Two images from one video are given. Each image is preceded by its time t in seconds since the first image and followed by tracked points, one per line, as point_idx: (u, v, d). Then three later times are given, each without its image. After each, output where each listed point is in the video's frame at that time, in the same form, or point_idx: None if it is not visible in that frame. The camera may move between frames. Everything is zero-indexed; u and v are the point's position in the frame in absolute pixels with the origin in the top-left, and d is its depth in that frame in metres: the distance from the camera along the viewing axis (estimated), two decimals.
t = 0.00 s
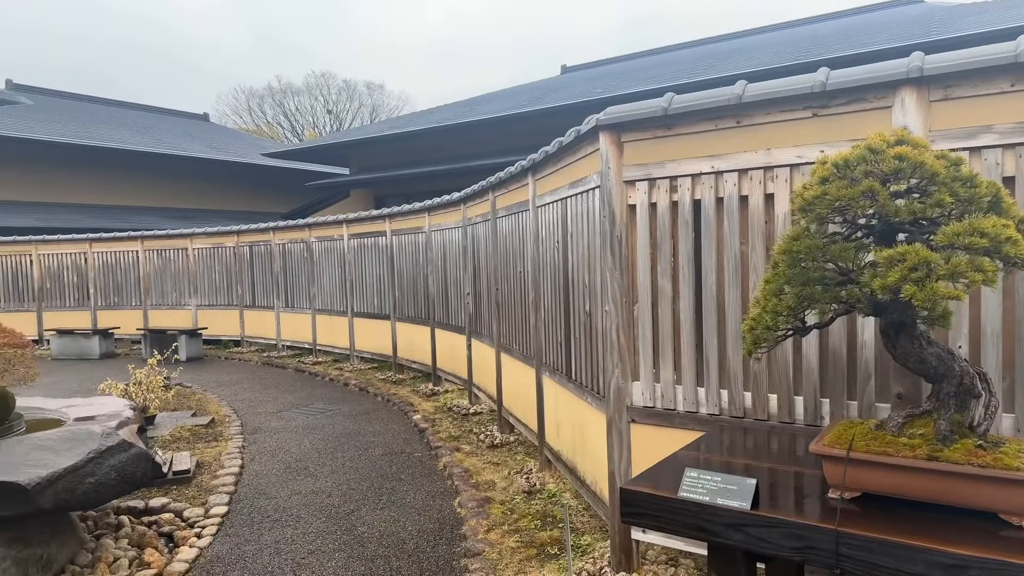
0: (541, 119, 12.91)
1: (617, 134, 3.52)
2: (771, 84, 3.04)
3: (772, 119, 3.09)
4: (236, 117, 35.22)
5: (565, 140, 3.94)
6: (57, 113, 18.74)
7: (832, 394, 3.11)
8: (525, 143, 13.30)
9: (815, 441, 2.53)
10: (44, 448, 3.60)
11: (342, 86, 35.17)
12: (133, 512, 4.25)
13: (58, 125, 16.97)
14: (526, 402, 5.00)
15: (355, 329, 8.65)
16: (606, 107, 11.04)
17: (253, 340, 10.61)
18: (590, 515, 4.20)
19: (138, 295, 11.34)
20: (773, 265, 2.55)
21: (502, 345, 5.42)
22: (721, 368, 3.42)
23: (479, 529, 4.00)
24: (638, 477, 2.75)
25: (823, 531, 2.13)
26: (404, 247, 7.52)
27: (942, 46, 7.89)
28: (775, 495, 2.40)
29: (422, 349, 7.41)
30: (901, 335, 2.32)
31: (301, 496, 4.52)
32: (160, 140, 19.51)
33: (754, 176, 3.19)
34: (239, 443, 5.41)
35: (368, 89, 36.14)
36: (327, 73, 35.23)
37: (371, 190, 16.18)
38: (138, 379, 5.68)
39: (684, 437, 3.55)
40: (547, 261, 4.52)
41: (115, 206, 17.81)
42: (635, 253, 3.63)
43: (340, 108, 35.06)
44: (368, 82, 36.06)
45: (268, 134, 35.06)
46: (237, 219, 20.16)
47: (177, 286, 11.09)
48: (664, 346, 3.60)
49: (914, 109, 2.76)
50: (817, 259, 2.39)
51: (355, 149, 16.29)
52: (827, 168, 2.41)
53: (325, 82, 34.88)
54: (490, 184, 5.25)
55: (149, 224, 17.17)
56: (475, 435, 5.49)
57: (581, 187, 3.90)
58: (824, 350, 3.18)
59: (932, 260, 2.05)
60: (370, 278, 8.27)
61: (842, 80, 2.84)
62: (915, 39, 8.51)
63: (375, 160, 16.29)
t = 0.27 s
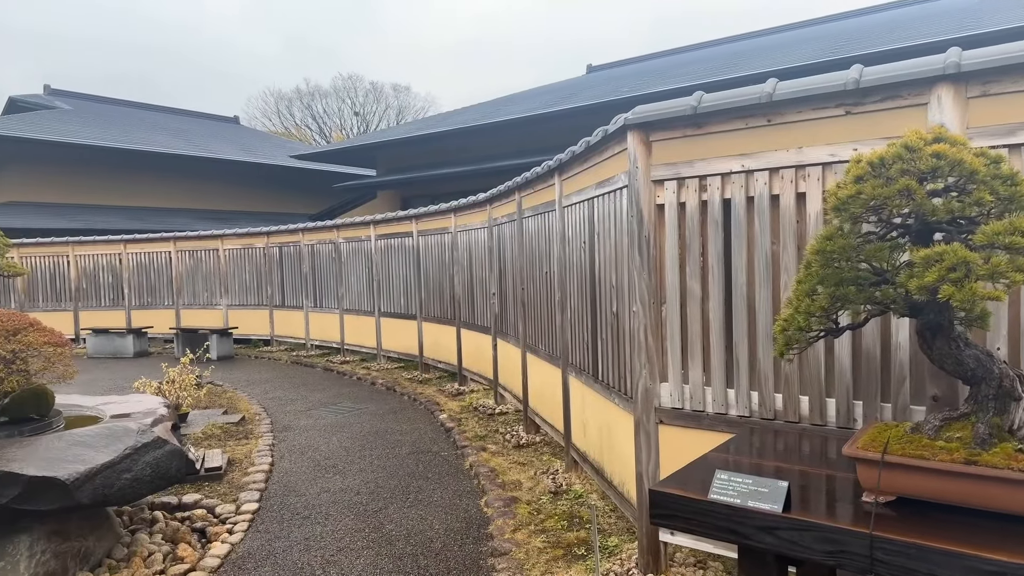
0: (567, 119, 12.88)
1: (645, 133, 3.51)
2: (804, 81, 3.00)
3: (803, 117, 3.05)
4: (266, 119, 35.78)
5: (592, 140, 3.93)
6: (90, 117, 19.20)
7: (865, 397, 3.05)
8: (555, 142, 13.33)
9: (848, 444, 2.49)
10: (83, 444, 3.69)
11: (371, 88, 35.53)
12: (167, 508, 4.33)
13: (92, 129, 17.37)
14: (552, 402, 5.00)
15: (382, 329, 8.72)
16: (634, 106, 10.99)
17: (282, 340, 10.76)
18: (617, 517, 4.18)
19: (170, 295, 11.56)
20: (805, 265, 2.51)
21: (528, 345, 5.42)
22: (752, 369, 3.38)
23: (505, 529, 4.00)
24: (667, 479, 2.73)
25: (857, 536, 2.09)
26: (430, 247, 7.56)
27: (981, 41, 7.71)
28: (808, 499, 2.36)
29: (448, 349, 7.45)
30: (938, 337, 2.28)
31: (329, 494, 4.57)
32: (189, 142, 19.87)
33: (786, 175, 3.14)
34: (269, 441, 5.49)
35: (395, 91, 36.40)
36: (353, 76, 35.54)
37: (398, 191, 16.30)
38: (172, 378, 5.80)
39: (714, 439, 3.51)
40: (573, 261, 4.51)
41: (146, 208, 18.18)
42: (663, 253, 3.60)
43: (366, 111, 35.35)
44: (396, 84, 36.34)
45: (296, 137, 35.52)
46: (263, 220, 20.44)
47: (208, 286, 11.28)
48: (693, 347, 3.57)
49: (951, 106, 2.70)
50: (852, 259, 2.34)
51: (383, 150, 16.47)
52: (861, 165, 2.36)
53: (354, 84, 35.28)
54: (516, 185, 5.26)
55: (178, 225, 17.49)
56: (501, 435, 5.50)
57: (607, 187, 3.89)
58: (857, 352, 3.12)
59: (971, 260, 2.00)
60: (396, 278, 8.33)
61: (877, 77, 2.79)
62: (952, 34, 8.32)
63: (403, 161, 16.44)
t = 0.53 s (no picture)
0: (589, 117, 12.83)
1: (669, 131, 3.48)
2: (831, 78, 2.96)
3: (831, 114, 3.01)
4: (289, 119, 36.16)
5: (615, 138, 3.91)
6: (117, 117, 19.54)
7: (894, 398, 3.00)
8: (579, 141, 13.30)
9: (876, 446, 2.45)
10: (112, 438, 3.75)
11: (393, 88, 35.73)
12: (193, 503, 4.39)
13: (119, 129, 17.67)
14: (573, 401, 4.99)
15: (403, 327, 8.76)
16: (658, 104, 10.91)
17: (306, 337, 10.86)
18: (638, 517, 4.16)
19: (195, 293, 11.73)
20: (833, 264, 2.47)
21: (549, 344, 5.41)
22: (777, 370, 3.34)
23: (526, 528, 4.00)
24: (691, 479, 2.71)
25: (886, 539, 2.06)
26: (451, 246, 7.58)
27: (1017, 35, 7.53)
28: (835, 501, 2.33)
29: (468, 348, 7.46)
30: (971, 338, 2.24)
31: (352, 491, 4.60)
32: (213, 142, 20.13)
33: (812, 173, 3.10)
34: (292, 437, 5.55)
35: (417, 90, 36.54)
36: (375, 76, 35.74)
37: (419, 190, 16.44)
38: (197, 374, 5.88)
39: (738, 440, 3.48)
40: (595, 260, 4.49)
41: (170, 207, 18.45)
42: (687, 252, 3.57)
43: (388, 110, 35.53)
44: (418, 83, 36.50)
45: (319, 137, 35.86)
46: (285, 219, 20.64)
47: (233, 284, 11.42)
48: (717, 346, 3.53)
49: (984, 103, 2.65)
50: (881, 258, 2.30)
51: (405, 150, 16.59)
52: (892, 163, 2.31)
53: (376, 83, 35.50)
54: (538, 183, 5.25)
55: (201, 223, 17.72)
56: (522, 434, 5.50)
57: (630, 186, 3.87)
58: (885, 353, 3.07)
59: (1005, 260, 1.96)
60: (417, 277, 8.37)
61: (907, 73, 2.74)
62: (986, 28, 8.14)
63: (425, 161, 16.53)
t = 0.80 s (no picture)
0: (611, 117, 12.78)
1: (693, 130, 3.46)
2: (859, 76, 2.92)
3: (858, 113, 2.96)
4: (312, 121, 36.53)
5: (638, 138, 3.90)
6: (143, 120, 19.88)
7: (922, 401, 2.94)
8: (602, 141, 13.28)
9: (905, 450, 2.41)
10: (140, 435, 3.81)
11: (414, 90, 35.93)
12: (219, 500, 4.46)
13: (145, 131, 17.97)
14: (594, 402, 4.98)
15: (425, 327, 8.80)
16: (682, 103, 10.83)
17: (329, 337, 10.95)
18: (660, 520, 4.13)
19: (221, 292, 11.89)
20: (861, 265, 2.44)
21: (570, 345, 5.40)
22: (803, 372, 3.30)
23: (547, 529, 3.99)
24: (713, 481, 2.69)
25: (915, 544, 2.02)
26: (472, 246, 7.60)
27: None
28: (863, 505, 2.29)
29: (489, 348, 7.47)
30: (1003, 340, 2.21)
31: (374, 489, 4.63)
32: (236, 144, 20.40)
33: (839, 173, 3.06)
34: (316, 436, 5.60)
35: (439, 92, 36.67)
36: (397, 77, 35.94)
37: (439, 192, 16.58)
38: (222, 373, 5.95)
39: (762, 442, 3.44)
40: (617, 260, 4.48)
41: (194, 208, 18.72)
42: (710, 252, 3.54)
43: (410, 112, 35.70)
44: (439, 85, 36.66)
45: (341, 138, 36.17)
46: (306, 220, 20.83)
47: (257, 284, 11.56)
48: (741, 348, 3.49)
49: (1016, 101, 2.59)
50: (910, 259, 2.26)
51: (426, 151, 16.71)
52: (921, 162, 2.27)
53: (398, 85, 35.73)
54: (559, 183, 5.25)
55: (224, 223, 17.94)
56: (543, 435, 5.50)
57: (653, 185, 3.85)
58: (914, 355, 3.02)
59: None
60: (439, 277, 8.40)
61: (937, 70, 2.69)
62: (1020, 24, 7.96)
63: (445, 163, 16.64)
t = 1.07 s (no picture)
0: (634, 118, 12.74)
1: (720, 131, 3.43)
2: (890, 75, 2.87)
3: (889, 112, 2.92)
4: (337, 126, 36.98)
5: (663, 139, 3.88)
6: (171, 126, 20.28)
7: (956, 405, 2.88)
8: (627, 142, 13.28)
9: (938, 454, 2.36)
10: (172, 435, 3.88)
11: (438, 93, 36.14)
12: (247, 499, 4.52)
13: (173, 136, 18.33)
14: (619, 405, 4.96)
15: (448, 329, 8.84)
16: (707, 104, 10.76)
17: (354, 339, 11.05)
18: (686, 524, 4.10)
19: (248, 295, 12.07)
20: (892, 267, 2.40)
21: (594, 347, 5.39)
22: (832, 375, 3.25)
23: (572, 532, 3.98)
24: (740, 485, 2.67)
25: (949, 552, 1.99)
26: (496, 249, 7.62)
27: None
28: (895, 511, 2.25)
29: (512, 350, 7.48)
30: None
31: (399, 490, 4.67)
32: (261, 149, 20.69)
33: (869, 173, 3.02)
34: (342, 437, 5.66)
35: (462, 95, 36.82)
36: (421, 81, 36.21)
37: (462, 194, 16.61)
38: (251, 374, 6.05)
39: (790, 447, 3.39)
40: (641, 262, 4.46)
41: (220, 212, 19.02)
42: (737, 254, 3.51)
43: (434, 116, 35.93)
44: (462, 88, 36.81)
45: (366, 142, 36.56)
46: (330, 223, 21.04)
47: (284, 287, 11.72)
48: (769, 350, 3.45)
49: None
50: (943, 260, 2.23)
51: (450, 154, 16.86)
52: (955, 162, 2.22)
53: (422, 89, 35.98)
54: (583, 186, 5.25)
55: (250, 226, 18.20)
56: (567, 437, 5.49)
57: (678, 187, 3.83)
58: (947, 358, 2.96)
59: None
60: (462, 280, 8.44)
61: (970, 68, 2.65)
62: None
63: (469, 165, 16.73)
